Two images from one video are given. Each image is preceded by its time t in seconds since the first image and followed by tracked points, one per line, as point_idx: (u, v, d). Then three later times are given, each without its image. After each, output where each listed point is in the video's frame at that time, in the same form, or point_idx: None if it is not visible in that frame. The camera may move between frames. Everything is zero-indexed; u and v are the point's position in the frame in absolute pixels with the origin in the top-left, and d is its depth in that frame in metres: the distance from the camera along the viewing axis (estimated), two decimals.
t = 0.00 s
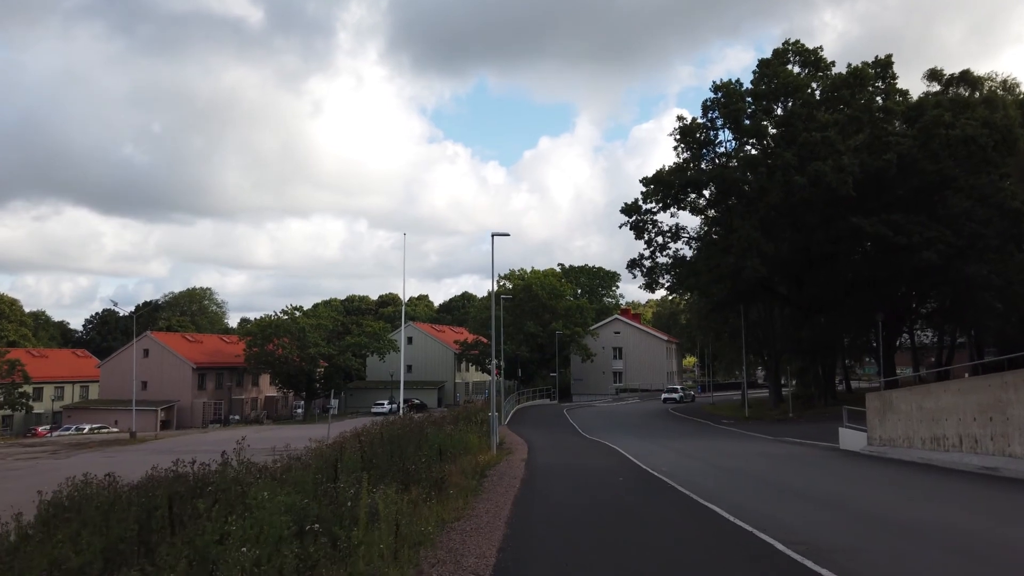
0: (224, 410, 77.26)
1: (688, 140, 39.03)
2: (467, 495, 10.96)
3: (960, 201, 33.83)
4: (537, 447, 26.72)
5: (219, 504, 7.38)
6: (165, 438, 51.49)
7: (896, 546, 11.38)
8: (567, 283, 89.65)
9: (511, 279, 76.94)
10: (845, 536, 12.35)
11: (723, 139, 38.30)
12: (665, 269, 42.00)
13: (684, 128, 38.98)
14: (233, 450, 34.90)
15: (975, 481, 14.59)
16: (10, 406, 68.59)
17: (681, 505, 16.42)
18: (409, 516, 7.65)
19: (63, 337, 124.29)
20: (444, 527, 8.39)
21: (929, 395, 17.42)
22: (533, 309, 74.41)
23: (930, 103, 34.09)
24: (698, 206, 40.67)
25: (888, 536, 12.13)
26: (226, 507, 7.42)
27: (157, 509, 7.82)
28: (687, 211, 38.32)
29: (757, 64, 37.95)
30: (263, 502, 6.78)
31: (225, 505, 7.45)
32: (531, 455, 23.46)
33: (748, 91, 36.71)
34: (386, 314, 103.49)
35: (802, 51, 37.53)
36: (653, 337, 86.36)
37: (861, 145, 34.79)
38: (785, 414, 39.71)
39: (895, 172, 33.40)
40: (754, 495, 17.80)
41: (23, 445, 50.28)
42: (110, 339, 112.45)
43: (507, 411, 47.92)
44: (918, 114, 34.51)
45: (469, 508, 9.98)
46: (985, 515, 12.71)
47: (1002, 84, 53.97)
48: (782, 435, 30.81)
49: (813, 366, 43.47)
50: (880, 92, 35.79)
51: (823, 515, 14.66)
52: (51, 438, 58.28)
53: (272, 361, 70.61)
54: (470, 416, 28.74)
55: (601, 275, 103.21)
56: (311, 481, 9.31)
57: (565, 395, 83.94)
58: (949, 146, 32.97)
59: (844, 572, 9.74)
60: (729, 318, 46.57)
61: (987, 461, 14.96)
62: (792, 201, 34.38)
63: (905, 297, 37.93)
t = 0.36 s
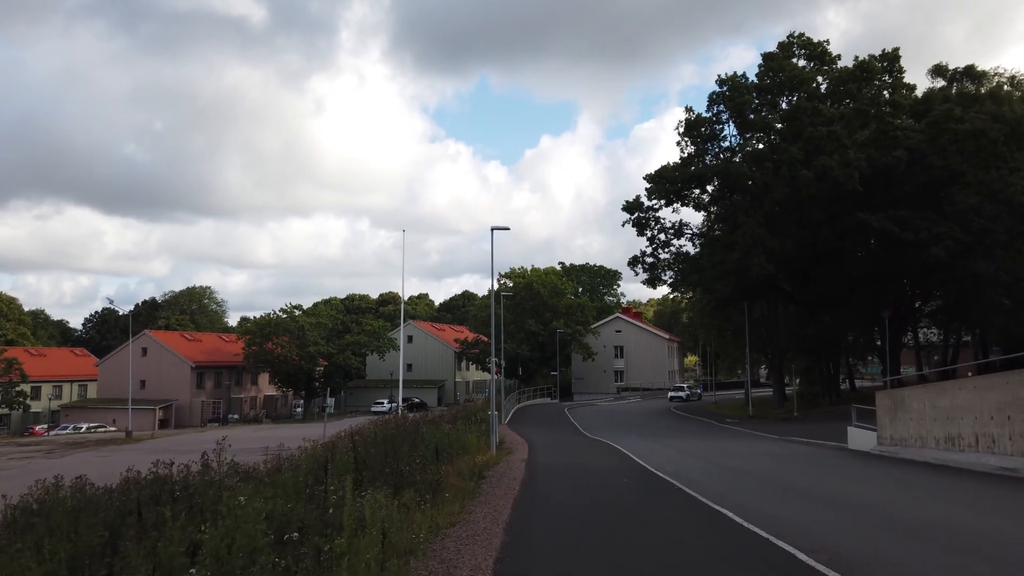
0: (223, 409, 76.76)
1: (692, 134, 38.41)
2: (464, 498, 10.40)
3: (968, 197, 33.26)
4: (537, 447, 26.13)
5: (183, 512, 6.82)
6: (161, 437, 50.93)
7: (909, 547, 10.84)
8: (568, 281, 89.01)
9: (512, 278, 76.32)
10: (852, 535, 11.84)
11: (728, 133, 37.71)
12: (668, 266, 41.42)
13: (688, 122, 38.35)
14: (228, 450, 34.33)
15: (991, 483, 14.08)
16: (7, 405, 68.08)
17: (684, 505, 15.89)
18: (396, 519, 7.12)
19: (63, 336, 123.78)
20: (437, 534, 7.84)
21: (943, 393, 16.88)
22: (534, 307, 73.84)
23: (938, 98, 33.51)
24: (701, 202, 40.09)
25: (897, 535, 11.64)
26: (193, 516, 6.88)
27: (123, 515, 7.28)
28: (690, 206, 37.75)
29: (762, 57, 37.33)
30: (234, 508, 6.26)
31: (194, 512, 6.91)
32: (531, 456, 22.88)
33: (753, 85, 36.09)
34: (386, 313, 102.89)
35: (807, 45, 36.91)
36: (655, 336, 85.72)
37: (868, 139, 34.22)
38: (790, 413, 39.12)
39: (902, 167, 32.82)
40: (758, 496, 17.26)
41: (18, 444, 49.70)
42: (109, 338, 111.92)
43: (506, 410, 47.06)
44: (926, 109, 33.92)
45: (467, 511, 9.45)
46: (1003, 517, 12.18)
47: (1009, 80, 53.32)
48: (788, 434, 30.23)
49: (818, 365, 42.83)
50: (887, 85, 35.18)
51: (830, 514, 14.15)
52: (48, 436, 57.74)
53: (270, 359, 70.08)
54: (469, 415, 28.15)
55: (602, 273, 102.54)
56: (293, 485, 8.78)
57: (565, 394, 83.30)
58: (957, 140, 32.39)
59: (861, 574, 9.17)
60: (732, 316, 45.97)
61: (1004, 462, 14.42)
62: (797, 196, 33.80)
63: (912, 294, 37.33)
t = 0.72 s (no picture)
0: (220, 406, 76.22)
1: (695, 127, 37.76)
2: (458, 499, 9.81)
3: (974, 191, 32.65)
4: (537, 445, 25.51)
5: (143, 518, 6.30)
6: (157, 434, 50.36)
7: (922, 548, 10.32)
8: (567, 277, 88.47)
9: (511, 274, 75.72)
10: (861, 535, 11.32)
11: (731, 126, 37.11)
12: (669, 260, 40.82)
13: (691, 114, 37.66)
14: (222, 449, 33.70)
15: (1009, 481, 13.49)
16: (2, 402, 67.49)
17: (686, 504, 15.36)
18: (378, 523, 6.55)
19: (60, 333, 123.16)
20: (426, 540, 7.25)
21: (956, 389, 16.30)
22: (534, 303, 73.29)
23: (944, 90, 32.92)
24: (703, 196, 39.49)
25: (908, 535, 11.11)
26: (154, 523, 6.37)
27: (82, 519, 6.76)
28: (692, 200, 37.16)
29: (765, 49, 36.66)
30: (196, 516, 5.71)
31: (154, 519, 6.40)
32: (530, 455, 22.25)
33: (758, 76, 35.40)
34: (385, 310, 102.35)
35: (811, 35, 36.24)
36: (655, 333, 85.12)
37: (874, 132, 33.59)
38: (793, 410, 38.52)
39: (910, 160, 32.21)
40: (763, 494, 16.73)
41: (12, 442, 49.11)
42: (107, 335, 111.22)
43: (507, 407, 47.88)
44: (932, 101, 33.33)
45: (461, 513, 8.84)
46: None
47: (1014, 74, 52.67)
48: (793, 432, 29.61)
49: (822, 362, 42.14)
50: (892, 76, 34.48)
51: (837, 513, 13.63)
52: (43, 434, 57.14)
53: (268, 356, 69.51)
54: (467, 413, 27.57)
55: (602, 270, 101.93)
56: (272, 487, 8.27)
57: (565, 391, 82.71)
58: (964, 132, 31.81)
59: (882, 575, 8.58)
60: (735, 312, 45.34)
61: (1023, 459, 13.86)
62: (803, 189, 33.21)
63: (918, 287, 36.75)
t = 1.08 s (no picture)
0: (218, 406, 75.67)
1: (700, 122, 37.09)
2: (452, 507, 9.22)
3: (982, 187, 32.07)
4: (536, 447, 24.94)
5: (102, 541, 5.73)
6: (153, 435, 49.82)
7: (941, 558, 9.74)
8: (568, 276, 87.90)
9: (511, 273, 75.11)
10: (875, 546, 10.78)
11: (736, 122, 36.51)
12: (671, 259, 40.21)
13: (695, 110, 36.98)
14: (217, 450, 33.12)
15: None
16: None
17: (691, 508, 14.81)
18: (358, 540, 5.98)
19: (58, 333, 122.56)
20: (414, 555, 6.66)
21: (972, 388, 15.72)
22: (534, 302, 72.72)
23: (951, 85, 32.35)
24: (706, 193, 38.88)
25: (924, 545, 10.59)
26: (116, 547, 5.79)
27: (38, 534, 6.21)
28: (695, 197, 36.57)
29: (770, 44, 36.05)
30: (153, 542, 5.13)
31: (116, 544, 5.82)
32: (530, 457, 21.66)
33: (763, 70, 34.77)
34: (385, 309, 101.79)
35: (815, 30, 35.63)
36: (655, 332, 84.57)
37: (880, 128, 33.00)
38: (797, 410, 37.93)
39: (916, 155, 31.64)
40: (771, 498, 16.16)
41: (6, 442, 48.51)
42: (105, 334, 110.59)
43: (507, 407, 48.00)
44: (938, 96, 32.77)
45: (454, 523, 8.24)
46: None
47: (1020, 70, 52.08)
48: (798, 433, 29.06)
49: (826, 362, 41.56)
50: (898, 71, 33.80)
51: (847, 519, 13.11)
52: (38, 434, 56.55)
53: (265, 356, 68.94)
54: (466, 413, 27.01)
55: (602, 269, 101.37)
56: (251, 499, 7.71)
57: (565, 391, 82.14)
58: (973, 127, 31.24)
59: None
60: (737, 310, 44.75)
61: None
62: (808, 185, 32.65)
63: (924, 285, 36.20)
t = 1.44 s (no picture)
0: (215, 405, 75.09)
1: (704, 116, 36.51)
2: (445, 512, 8.65)
3: (988, 182, 31.56)
4: (535, 447, 24.36)
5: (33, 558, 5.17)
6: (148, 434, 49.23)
7: (963, 565, 9.21)
8: (568, 275, 87.35)
9: (511, 272, 74.54)
10: (884, 549, 10.25)
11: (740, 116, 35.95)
12: (671, 255, 39.67)
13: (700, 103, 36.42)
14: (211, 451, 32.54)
15: None
16: None
17: (696, 510, 14.27)
18: (329, 550, 5.42)
19: (56, 332, 121.87)
20: (401, 568, 6.13)
21: (986, 387, 15.20)
22: (534, 301, 72.16)
23: (957, 79, 31.87)
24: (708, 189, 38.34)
25: (936, 548, 10.05)
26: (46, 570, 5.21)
27: None
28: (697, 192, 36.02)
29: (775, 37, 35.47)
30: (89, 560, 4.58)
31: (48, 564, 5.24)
32: (528, 457, 21.12)
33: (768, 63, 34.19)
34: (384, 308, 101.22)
35: (820, 24, 35.07)
36: (655, 331, 84.03)
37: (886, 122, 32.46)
38: (800, 409, 37.36)
39: (922, 150, 31.11)
40: (778, 499, 15.62)
41: None
42: (102, 333, 109.95)
43: (506, 408, 48.17)
44: (945, 91, 32.28)
45: (448, 531, 7.68)
46: None
47: None
48: (802, 433, 28.50)
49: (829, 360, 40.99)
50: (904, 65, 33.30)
51: (853, 519, 12.57)
52: (32, 434, 55.93)
53: (263, 354, 68.37)
54: (463, 413, 26.47)
55: (602, 268, 100.83)
56: (216, 507, 7.10)
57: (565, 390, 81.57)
58: (980, 122, 30.72)
59: None
60: (739, 309, 44.19)
61: None
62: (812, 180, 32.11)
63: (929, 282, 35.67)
